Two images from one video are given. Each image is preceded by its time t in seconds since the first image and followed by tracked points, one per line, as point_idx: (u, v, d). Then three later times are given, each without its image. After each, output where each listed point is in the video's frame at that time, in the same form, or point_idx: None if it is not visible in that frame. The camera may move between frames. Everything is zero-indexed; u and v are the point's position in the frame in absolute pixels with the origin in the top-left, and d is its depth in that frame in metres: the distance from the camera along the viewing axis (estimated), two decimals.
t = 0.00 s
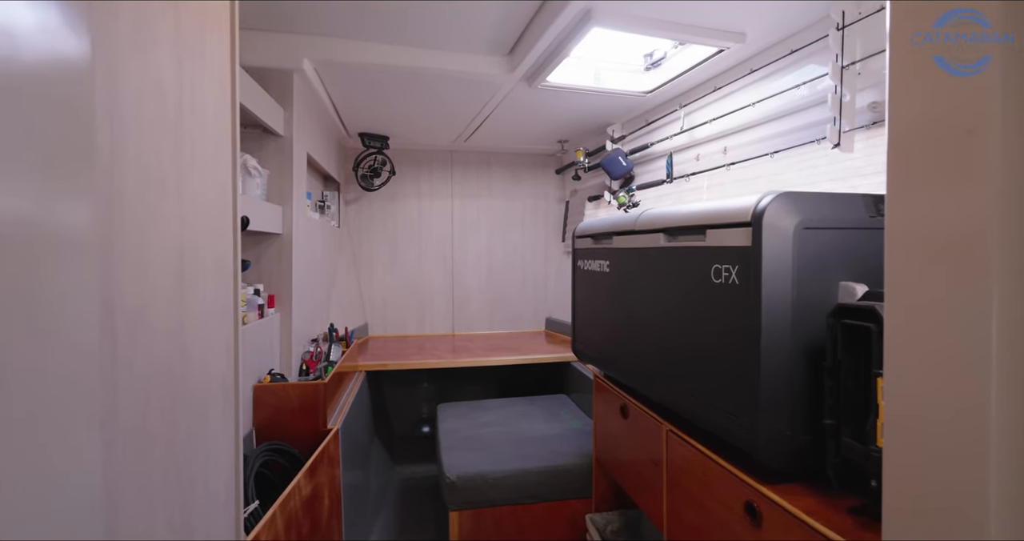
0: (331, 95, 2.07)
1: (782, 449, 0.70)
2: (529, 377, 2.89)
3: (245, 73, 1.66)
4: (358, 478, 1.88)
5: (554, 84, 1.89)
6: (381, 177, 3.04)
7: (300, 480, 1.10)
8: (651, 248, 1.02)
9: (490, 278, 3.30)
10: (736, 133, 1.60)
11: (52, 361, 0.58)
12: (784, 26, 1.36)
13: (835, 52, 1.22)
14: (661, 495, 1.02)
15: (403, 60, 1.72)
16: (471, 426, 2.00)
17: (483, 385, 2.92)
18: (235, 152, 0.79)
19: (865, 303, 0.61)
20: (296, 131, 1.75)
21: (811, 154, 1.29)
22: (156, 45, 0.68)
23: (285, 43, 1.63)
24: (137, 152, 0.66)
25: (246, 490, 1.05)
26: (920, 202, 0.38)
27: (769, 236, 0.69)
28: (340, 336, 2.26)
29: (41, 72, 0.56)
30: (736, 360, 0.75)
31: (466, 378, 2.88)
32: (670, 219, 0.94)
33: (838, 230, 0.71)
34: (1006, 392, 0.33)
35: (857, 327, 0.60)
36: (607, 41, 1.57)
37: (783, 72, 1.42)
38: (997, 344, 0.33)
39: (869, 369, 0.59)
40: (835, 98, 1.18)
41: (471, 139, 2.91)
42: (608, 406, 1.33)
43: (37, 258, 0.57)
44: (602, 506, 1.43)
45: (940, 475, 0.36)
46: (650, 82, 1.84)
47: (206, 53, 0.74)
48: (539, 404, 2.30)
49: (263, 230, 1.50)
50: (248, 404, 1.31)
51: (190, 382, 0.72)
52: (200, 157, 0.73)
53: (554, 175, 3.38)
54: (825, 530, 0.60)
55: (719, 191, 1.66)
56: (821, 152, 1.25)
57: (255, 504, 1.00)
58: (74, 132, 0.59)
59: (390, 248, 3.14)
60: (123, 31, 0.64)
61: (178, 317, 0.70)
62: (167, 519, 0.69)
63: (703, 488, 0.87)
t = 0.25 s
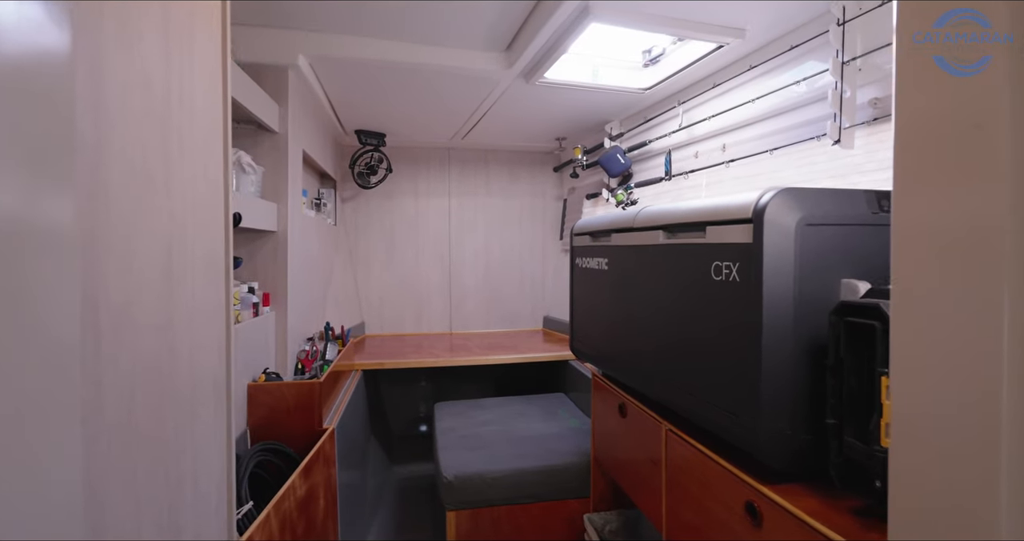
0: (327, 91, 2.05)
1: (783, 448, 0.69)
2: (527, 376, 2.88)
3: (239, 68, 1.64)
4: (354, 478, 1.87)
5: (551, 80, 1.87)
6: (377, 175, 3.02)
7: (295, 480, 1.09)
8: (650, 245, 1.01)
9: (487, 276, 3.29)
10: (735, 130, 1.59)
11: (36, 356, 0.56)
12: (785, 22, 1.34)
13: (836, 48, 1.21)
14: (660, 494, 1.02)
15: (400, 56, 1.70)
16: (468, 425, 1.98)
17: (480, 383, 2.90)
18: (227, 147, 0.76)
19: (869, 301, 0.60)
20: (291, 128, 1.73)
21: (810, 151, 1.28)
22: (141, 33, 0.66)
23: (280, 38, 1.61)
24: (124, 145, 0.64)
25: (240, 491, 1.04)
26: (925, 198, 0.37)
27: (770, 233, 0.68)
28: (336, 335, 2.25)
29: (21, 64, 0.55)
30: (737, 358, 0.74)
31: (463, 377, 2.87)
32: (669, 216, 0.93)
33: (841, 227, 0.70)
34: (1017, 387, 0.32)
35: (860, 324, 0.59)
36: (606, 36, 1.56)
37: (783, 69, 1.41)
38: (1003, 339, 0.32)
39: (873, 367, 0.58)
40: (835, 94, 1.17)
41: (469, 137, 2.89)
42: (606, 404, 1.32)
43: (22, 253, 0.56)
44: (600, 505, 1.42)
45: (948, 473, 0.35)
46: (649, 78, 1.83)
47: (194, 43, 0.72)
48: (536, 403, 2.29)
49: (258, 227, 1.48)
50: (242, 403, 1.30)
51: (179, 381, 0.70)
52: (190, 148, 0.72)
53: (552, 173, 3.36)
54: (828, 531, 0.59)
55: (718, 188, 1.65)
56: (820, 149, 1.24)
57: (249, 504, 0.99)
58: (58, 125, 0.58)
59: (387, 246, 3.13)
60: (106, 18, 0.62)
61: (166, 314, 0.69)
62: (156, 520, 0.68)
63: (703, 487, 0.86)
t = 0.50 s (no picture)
0: (323, 88, 2.03)
1: (785, 449, 0.68)
2: (524, 375, 2.87)
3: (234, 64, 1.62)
4: (350, 478, 1.85)
5: (550, 77, 1.86)
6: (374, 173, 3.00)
7: (290, 481, 1.07)
8: (649, 243, 0.99)
9: (485, 275, 3.27)
10: (734, 127, 1.58)
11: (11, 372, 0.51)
12: (784, 18, 1.34)
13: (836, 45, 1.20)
14: (659, 494, 1.00)
15: (396, 52, 1.68)
16: (466, 425, 1.97)
17: (478, 382, 2.89)
18: (218, 140, 0.78)
19: (872, 299, 0.59)
20: (286, 124, 1.71)
21: (810, 148, 1.27)
22: (129, 24, 0.64)
23: (275, 34, 1.59)
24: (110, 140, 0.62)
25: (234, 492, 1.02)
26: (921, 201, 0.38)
27: (772, 230, 0.66)
28: (332, 334, 2.23)
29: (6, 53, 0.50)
30: (738, 357, 0.73)
31: (461, 376, 2.87)
32: (669, 213, 0.92)
33: (843, 224, 0.69)
34: None
35: (864, 323, 0.58)
36: (604, 33, 1.55)
37: (783, 65, 1.40)
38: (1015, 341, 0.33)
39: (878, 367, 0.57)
40: (836, 90, 1.16)
41: (466, 134, 2.88)
42: (604, 403, 1.31)
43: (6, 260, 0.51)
44: (598, 505, 1.41)
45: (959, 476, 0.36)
46: (647, 76, 1.82)
47: (183, 38, 0.72)
48: (534, 402, 2.28)
49: (252, 225, 1.46)
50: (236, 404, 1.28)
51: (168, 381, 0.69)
52: (177, 146, 0.71)
53: (550, 171, 3.35)
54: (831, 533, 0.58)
55: (717, 186, 1.64)
56: (821, 146, 1.23)
57: (243, 506, 0.97)
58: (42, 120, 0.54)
59: (384, 245, 3.11)
60: (95, 9, 0.60)
61: (155, 313, 0.67)
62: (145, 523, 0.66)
63: (702, 488, 0.85)
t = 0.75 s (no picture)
0: (319, 85, 2.01)
1: (787, 449, 0.67)
2: (522, 373, 2.86)
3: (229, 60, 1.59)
4: (347, 478, 1.84)
5: (548, 74, 1.84)
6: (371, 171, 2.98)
7: (286, 482, 1.06)
8: (649, 241, 0.98)
9: (483, 274, 3.26)
10: (734, 125, 1.57)
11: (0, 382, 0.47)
12: (784, 14, 1.33)
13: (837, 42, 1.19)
14: (659, 495, 1.00)
15: (394, 49, 1.67)
16: (464, 424, 1.96)
17: (476, 381, 2.88)
18: (213, 134, 0.78)
19: (876, 298, 0.58)
20: (282, 121, 1.69)
21: (810, 146, 1.27)
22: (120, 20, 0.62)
23: (270, 29, 1.57)
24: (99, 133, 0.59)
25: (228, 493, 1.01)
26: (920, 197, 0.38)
27: (774, 228, 0.66)
28: (329, 333, 2.21)
29: None
30: (739, 357, 0.73)
31: (459, 375, 2.85)
32: (669, 211, 0.91)
33: (847, 222, 0.68)
34: None
35: (868, 322, 0.57)
36: (602, 29, 1.54)
37: (783, 62, 1.40)
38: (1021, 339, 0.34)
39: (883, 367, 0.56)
40: (837, 87, 1.15)
41: (464, 132, 2.86)
42: (603, 403, 1.30)
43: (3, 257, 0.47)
44: (597, 505, 1.40)
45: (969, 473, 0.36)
46: (646, 73, 1.81)
47: (173, 32, 0.71)
48: (533, 401, 2.28)
49: (247, 223, 1.44)
50: (231, 404, 1.26)
51: (161, 382, 0.67)
52: (167, 142, 0.69)
53: (548, 169, 3.34)
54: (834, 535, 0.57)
55: (716, 184, 1.63)
56: (821, 144, 1.23)
57: (238, 507, 0.96)
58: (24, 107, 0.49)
59: (381, 243, 3.09)
60: None
61: (145, 313, 0.65)
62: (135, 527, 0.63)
63: (703, 488, 0.84)
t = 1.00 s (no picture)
0: (315, 81, 1.99)
1: (790, 450, 0.66)
2: (521, 372, 2.85)
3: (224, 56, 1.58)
4: (345, 478, 1.83)
5: (547, 71, 1.83)
6: (368, 168, 2.96)
7: (282, 483, 1.04)
8: (649, 239, 0.98)
9: (481, 272, 3.25)
10: (734, 122, 1.56)
11: None
12: (785, 10, 1.31)
13: (838, 38, 1.18)
14: (659, 495, 0.99)
15: (391, 45, 1.65)
16: (462, 424, 1.95)
17: (474, 380, 2.87)
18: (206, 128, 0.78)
19: (880, 296, 0.58)
20: (278, 118, 1.67)
21: (811, 143, 1.26)
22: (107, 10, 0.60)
23: (265, 25, 1.55)
24: (89, 125, 0.58)
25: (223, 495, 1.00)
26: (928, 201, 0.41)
27: (777, 226, 0.65)
28: (325, 332, 2.20)
29: None
30: (741, 356, 0.72)
31: (457, 373, 2.84)
32: (670, 209, 0.90)
33: (850, 219, 0.67)
34: None
35: (873, 321, 0.57)
36: (601, 26, 1.53)
37: (783, 59, 1.39)
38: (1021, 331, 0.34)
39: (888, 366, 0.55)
40: (839, 84, 1.14)
41: (462, 130, 2.84)
42: (602, 402, 1.29)
43: None
44: (597, 505, 1.39)
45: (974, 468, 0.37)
46: (646, 70, 1.80)
47: (165, 25, 0.69)
48: (531, 400, 2.27)
49: (243, 221, 1.43)
50: (227, 405, 1.25)
51: (153, 381, 0.66)
52: (158, 137, 0.68)
53: (546, 167, 3.33)
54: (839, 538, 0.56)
55: (716, 182, 1.63)
56: (822, 141, 1.22)
57: (233, 509, 0.94)
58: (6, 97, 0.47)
59: (378, 242, 3.08)
60: None
61: (135, 312, 0.64)
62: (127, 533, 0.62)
63: (703, 488, 0.83)
